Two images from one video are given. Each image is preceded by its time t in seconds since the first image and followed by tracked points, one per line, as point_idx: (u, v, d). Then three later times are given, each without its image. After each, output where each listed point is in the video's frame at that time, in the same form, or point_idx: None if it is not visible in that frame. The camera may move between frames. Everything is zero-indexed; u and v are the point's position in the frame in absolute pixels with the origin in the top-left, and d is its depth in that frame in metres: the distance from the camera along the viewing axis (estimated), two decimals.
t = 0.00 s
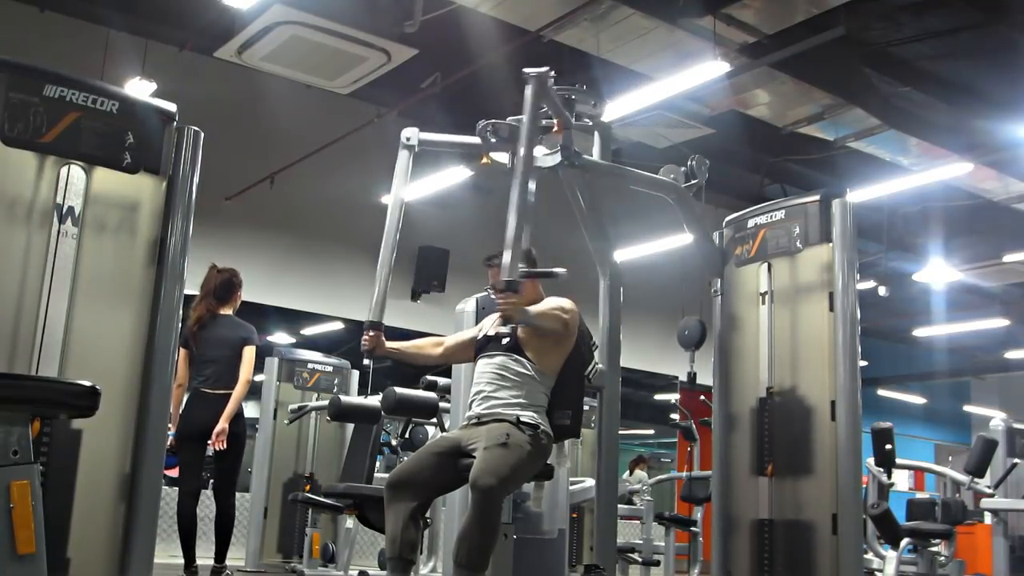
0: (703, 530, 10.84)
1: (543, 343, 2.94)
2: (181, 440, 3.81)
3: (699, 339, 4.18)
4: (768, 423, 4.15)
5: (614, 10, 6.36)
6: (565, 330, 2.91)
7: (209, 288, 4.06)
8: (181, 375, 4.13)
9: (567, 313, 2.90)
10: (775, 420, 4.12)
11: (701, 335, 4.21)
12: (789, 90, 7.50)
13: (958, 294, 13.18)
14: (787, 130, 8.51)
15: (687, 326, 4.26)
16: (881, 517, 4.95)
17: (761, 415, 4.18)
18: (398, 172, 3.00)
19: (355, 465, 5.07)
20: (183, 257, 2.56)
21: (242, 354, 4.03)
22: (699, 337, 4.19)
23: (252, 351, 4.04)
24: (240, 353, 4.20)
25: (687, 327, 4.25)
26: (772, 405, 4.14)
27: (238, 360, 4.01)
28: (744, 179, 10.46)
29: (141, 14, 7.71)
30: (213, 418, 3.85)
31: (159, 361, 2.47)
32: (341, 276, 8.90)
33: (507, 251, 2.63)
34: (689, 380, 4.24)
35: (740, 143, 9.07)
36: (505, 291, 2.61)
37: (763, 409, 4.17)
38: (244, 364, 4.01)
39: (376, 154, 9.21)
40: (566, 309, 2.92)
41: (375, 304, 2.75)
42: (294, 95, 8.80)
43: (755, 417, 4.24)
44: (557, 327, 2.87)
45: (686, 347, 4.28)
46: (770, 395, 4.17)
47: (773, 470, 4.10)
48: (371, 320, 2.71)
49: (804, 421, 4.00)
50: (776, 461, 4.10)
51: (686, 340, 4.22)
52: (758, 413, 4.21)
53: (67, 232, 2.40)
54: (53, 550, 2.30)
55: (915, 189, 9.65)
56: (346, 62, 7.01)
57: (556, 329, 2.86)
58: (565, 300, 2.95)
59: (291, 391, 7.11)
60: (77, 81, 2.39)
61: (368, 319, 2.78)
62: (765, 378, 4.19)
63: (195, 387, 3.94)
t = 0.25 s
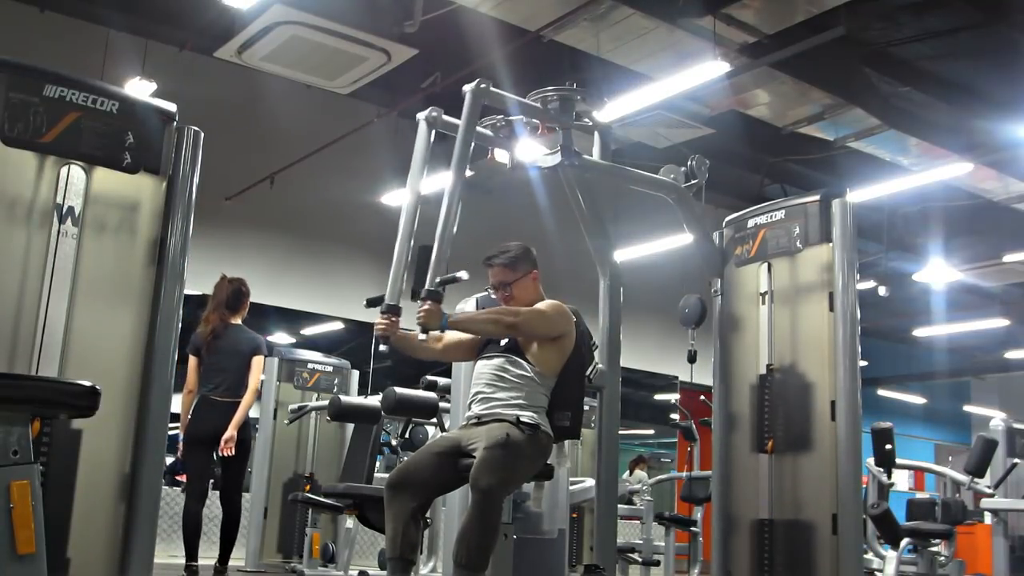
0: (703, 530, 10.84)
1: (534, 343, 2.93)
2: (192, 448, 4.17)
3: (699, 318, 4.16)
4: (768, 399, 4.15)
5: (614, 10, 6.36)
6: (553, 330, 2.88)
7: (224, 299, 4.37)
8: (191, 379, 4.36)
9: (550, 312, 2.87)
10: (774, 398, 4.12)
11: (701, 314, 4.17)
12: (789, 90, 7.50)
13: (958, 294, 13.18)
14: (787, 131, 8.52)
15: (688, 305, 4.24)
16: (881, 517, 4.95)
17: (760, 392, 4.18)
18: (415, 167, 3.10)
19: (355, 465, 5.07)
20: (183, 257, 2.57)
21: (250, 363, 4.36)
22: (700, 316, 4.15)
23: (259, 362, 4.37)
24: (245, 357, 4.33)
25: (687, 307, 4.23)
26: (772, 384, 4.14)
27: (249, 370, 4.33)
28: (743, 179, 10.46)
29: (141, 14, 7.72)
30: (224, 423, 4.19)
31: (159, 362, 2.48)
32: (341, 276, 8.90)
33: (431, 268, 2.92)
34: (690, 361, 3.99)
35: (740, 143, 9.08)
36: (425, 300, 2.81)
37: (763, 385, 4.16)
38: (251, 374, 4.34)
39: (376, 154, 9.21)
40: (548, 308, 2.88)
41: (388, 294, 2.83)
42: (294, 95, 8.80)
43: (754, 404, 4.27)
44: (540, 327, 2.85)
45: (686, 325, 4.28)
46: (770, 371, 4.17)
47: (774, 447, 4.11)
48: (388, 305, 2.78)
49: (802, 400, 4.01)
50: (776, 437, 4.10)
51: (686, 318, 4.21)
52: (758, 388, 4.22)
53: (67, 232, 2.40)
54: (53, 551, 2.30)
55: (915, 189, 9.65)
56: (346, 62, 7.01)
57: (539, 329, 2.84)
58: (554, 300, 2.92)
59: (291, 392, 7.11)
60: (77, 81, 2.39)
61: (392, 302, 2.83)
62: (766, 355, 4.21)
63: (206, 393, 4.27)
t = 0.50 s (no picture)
0: (703, 530, 10.84)
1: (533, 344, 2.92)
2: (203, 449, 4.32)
3: (698, 311, 4.18)
4: (768, 392, 4.15)
5: (614, 10, 6.36)
6: (550, 330, 2.87)
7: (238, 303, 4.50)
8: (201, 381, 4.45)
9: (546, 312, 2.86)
10: (775, 388, 4.12)
11: (701, 306, 4.20)
12: (789, 90, 7.50)
13: (958, 294, 13.18)
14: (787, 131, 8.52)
15: (687, 297, 4.25)
16: (881, 516, 4.95)
17: (761, 385, 4.18)
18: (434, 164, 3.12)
19: (355, 465, 5.07)
20: (183, 258, 2.57)
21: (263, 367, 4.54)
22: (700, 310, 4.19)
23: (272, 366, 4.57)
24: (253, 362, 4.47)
25: (686, 299, 4.24)
26: (772, 375, 4.15)
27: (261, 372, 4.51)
28: (743, 179, 10.47)
29: (141, 14, 7.72)
30: (238, 426, 4.37)
31: (159, 362, 2.48)
32: (341, 276, 8.90)
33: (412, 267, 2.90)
34: (690, 352, 3.99)
35: (740, 143, 9.08)
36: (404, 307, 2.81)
37: (763, 378, 4.17)
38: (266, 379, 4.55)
39: (376, 154, 9.21)
40: (544, 309, 2.87)
41: (406, 288, 2.84)
42: (294, 95, 8.80)
43: (753, 403, 4.27)
44: (537, 328, 2.83)
45: (686, 319, 4.28)
46: (770, 364, 4.17)
47: (774, 442, 4.11)
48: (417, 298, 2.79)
49: (802, 397, 4.02)
50: (777, 430, 4.10)
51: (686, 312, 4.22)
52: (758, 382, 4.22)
53: (67, 232, 2.40)
54: (53, 550, 2.30)
55: (915, 189, 9.65)
56: (346, 62, 7.01)
57: (534, 331, 2.83)
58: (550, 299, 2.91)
59: (291, 391, 7.11)
60: (76, 81, 2.39)
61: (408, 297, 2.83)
62: (766, 348, 4.20)
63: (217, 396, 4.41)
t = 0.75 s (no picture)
0: (703, 530, 10.84)
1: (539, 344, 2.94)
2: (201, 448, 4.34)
3: (698, 319, 4.18)
4: (768, 399, 4.15)
5: (614, 10, 6.36)
6: (556, 330, 2.89)
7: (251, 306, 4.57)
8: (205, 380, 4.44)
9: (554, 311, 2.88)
10: (774, 397, 4.12)
11: (701, 315, 4.19)
12: (789, 91, 7.50)
13: (958, 294, 13.18)
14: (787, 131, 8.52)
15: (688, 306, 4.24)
16: (881, 516, 4.96)
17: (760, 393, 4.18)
18: (415, 167, 3.12)
19: (355, 465, 5.07)
20: (183, 258, 2.57)
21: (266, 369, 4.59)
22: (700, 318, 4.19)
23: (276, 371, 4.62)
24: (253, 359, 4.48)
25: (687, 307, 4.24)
26: (772, 384, 4.15)
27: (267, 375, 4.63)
28: (743, 179, 10.47)
29: (141, 14, 7.72)
30: (237, 425, 4.40)
31: (159, 363, 2.48)
32: (341, 276, 8.89)
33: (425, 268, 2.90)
34: (691, 361, 4.01)
35: (740, 143, 9.08)
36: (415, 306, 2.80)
37: (762, 386, 4.17)
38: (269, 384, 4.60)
39: (376, 154, 9.21)
40: (552, 308, 2.89)
41: (388, 294, 2.83)
42: (294, 95, 8.80)
43: (754, 409, 4.27)
44: (546, 326, 2.86)
45: (686, 327, 4.28)
46: (769, 372, 4.17)
47: (774, 451, 4.11)
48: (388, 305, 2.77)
49: (803, 400, 4.01)
50: (776, 439, 4.10)
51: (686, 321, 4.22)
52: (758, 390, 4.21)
53: (67, 232, 2.40)
54: (53, 550, 2.30)
55: (916, 189, 9.65)
56: (346, 62, 7.01)
57: (542, 329, 2.85)
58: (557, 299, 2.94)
59: (291, 391, 7.12)
60: (76, 81, 2.39)
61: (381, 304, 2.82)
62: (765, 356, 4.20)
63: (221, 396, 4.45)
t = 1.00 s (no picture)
0: (703, 530, 10.85)
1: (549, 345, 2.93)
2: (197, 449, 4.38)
3: (699, 341, 4.20)
4: (768, 425, 4.14)
5: (614, 10, 6.36)
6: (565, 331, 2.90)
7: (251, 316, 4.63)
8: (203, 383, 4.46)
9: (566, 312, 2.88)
10: (776, 424, 4.11)
11: (701, 338, 4.21)
12: (789, 91, 7.50)
13: (958, 294, 13.18)
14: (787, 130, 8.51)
15: (687, 330, 4.27)
16: (881, 516, 4.96)
17: (760, 418, 4.17)
18: (396, 173, 2.99)
19: (354, 465, 5.07)
20: (183, 258, 2.57)
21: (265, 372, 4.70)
22: (700, 340, 4.21)
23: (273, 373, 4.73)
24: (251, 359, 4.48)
25: (687, 331, 4.26)
26: (773, 409, 4.14)
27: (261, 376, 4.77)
28: (743, 179, 10.47)
29: (141, 14, 7.72)
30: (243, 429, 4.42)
31: (159, 363, 2.48)
32: (341, 276, 8.89)
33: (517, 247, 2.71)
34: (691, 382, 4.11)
35: (740, 143, 9.08)
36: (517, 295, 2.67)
37: (763, 411, 4.16)
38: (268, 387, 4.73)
39: (376, 153, 9.21)
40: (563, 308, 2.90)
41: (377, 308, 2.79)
42: (294, 95, 8.80)
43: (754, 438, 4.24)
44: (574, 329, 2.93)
45: (687, 351, 4.29)
46: (770, 398, 4.16)
47: (774, 475, 4.09)
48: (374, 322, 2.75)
49: (802, 417, 4.01)
50: (776, 465, 4.09)
51: (685, 343, 4.23)
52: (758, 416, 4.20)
53: (67, 232, 2.40)
54: (53, 550, 2.30)
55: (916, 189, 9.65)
56: (346, 62, 7.02)
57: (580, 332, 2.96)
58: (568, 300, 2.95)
59: (291, 391, 7.12)
60: (76, 81, 2.40)
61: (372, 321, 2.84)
62: (765, 382, 4.19)
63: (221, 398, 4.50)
